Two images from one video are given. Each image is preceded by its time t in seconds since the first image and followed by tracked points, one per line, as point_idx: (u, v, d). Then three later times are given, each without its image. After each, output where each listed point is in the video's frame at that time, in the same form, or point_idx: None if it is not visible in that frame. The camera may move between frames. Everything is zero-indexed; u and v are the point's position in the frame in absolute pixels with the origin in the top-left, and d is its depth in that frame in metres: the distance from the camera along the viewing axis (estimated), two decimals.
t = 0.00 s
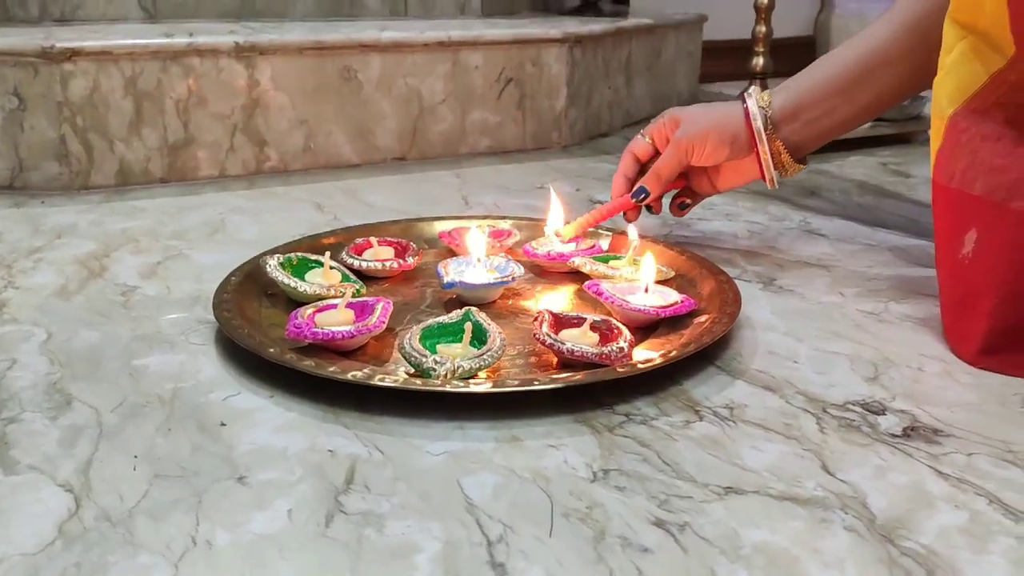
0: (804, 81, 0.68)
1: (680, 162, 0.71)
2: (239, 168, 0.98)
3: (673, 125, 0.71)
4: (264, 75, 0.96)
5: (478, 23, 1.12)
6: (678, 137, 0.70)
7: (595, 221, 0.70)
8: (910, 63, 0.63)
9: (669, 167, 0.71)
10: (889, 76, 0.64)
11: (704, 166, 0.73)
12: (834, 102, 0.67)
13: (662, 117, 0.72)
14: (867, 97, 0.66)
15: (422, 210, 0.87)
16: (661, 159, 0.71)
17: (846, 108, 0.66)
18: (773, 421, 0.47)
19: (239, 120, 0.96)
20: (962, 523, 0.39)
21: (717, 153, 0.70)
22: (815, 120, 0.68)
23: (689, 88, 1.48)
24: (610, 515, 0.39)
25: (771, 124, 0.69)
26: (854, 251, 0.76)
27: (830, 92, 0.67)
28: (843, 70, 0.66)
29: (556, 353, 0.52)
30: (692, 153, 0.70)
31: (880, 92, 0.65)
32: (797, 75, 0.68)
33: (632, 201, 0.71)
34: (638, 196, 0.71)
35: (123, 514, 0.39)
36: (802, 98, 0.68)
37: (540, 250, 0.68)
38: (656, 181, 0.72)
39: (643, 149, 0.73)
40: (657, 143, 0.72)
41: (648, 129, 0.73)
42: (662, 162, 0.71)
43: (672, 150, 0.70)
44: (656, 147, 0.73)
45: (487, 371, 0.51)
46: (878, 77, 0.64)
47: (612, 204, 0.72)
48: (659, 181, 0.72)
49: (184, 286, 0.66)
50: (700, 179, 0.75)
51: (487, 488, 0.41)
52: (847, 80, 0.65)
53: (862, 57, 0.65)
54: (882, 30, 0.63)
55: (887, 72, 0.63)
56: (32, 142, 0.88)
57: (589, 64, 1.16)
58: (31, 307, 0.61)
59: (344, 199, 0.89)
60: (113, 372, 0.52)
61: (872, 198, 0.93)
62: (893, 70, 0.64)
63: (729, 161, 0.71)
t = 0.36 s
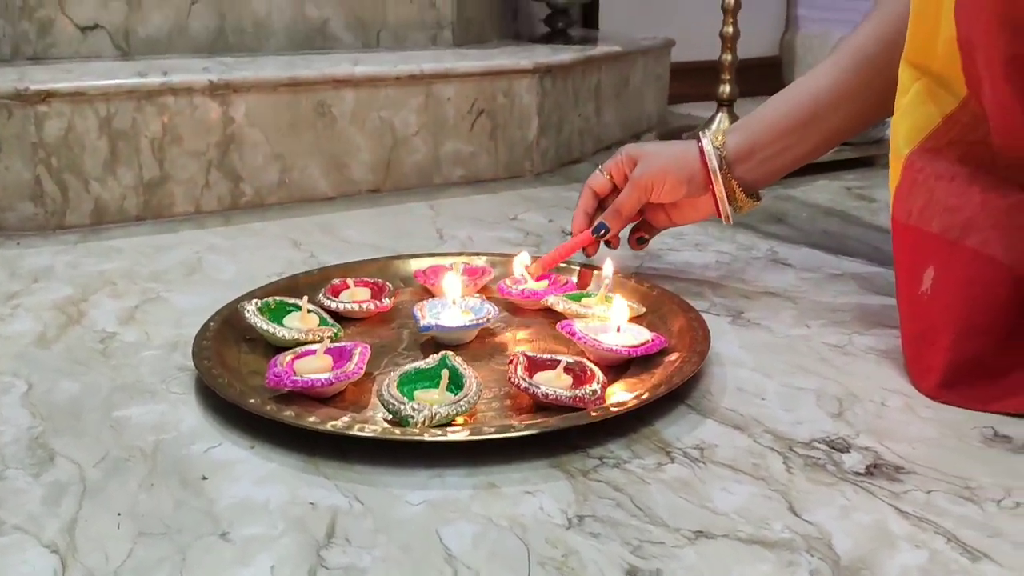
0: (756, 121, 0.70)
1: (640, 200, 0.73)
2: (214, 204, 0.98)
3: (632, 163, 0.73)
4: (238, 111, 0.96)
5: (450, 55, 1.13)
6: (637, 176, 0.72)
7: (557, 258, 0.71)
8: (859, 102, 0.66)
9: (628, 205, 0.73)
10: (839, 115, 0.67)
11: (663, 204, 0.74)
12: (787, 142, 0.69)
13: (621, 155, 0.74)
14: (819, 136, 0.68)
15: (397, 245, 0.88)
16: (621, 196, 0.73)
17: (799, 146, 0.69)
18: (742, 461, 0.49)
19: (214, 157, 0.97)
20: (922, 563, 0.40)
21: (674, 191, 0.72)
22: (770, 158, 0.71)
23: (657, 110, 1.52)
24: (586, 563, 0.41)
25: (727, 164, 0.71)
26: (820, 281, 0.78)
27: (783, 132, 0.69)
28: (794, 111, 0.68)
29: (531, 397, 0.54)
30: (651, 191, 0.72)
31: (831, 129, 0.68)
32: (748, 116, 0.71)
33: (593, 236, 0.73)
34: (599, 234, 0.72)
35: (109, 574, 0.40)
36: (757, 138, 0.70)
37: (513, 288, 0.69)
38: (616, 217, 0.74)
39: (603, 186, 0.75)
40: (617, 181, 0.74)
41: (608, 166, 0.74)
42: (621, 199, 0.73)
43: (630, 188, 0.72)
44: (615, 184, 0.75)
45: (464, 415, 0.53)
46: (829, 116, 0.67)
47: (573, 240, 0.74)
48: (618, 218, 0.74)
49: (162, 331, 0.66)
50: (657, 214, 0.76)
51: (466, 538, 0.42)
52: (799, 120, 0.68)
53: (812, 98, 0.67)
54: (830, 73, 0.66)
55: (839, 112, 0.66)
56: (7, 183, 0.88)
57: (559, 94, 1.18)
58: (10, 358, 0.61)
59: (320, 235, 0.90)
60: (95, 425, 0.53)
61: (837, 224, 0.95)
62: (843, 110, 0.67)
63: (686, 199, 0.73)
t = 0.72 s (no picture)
0: (707, 171, 0.73)
1: (597, 247, 0.76)
2: (186, 245, 1.00)
3: (589, 211, 0.76)
4: (210, 153, 0.98)
5: (421, 92, 1.16)
6: (594, 225, 0.74)
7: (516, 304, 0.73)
8: (806, 152, 0.70)
9: (586, 252, 0.75)
10: (786, 165, 0.71)
11: (619, 251, 0.77)
12: (738, 190, 0.72)
13: (579, 202, 0.77)
14: (768, 184, 0.72)
15: (366, 286, 0.90)
16: (579, 243, 0.76)
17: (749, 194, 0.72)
18: (689, 512, 0.51)
19: (186, 198, 0.98)
20: None
21: (630, 240, 0.75)
22: (720, 207, 0.73)
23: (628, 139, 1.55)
24: None
25: (682, 211, 0.73)
26: (776, 322, 0.80)
27: (734, 181, 0.72)
28: (744, 161, 0.72)
29: (488, 449, 0.55)
30: (608, 239, 0.75)
31: (780, 179, 0.71)
32: (698, 167, 0.74)
33: (552, 280, 0.75)
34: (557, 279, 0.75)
35: None
36: (709, 187, 0.73)
37: (476, 335, 0.71)
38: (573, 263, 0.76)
39: (561, 232, 0.77)
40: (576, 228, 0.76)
41: (566, 212, 0.77)
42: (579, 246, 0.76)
43: (588, 235, 0.75)
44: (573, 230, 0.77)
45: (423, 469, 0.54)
46: (779, 164, 0.71)
47: (532, 284, 0.76)
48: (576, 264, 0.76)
49: (131, 381, 0.68)
50: (614, 259, 0.78)
51: None
52: (750, 168, 0.71)
53: (761, 149, 0.71)
54: (779, 124, 0.70)
55: (788, 159, 0.70)
56: None
57: (527, 130, 1.21)
58: None
59: (290, 277, 0.92)
60: (63, 482, 0.54)
61: (797, 260, 0.98)
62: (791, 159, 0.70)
63: (640, 247, 0.76)
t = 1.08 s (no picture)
0: (663, 232, 0.76)
1: (556, 302, 0.78)
2: (162, 290, 1.01)
3: (549, 266, 0.79)
4: (185, 201, 1.00)
5: (393, 136, 1.18)
6: (554, 280, 0.77)
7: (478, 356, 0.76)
8: (756, 214, 0.72)
9: (546, 306, 0.78)
10: (737, 227, 0.73)
11: (578, 305, 0.80)
12: (692, 250, 0.75)
13: (539, 257, 0.80)
14: (721, 245, 0.74)
15: (337, 334, 0.91)
16: (539, 298, 0.78)
17: (703, 255, 0.75)
18: None
19: (161, 245, 1.00)
20: None
21: (588, 295, 0.78)
22: (675, 265, 0.76)
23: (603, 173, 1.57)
24: None
25: (637, 270, 0.76)
26: (734, 372, 0.82)
27: (687, 241, 0.75)
28: (697, 222, 0.74)
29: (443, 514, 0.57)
30: (567, 294, 0.78)
31: (732, 239, 0.74)
32: (655, 228, 0.77)
33: (512, 333, 0.77)
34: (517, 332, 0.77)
35: None
36: (663, 247, 0.76)
37: (439, 390, 0.73)
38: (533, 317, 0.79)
39: (522, 284, 0.80)
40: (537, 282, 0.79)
41: (527, 267, 0.80)
42: (539, 300, 0.78)
43: (548, 290, 0.77)
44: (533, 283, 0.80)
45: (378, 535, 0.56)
46: (731, 226, 0.73)
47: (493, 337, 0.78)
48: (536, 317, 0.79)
49: (99, 439, 0.69)
50: (573, 312, 0.81)
51: None
52: (702, 230, 0.74)
53: (713, 211, 0.74)
54: (728, 188, 0.73)
55: (738, 222, 0.73)
56: None
57: (500, 170, 1.23)
58: None
59: (263, 324, 0.94)
60: (27, 549, 0.55)
61: (760, 304, 1.00)
62: (743, 221, 0.73)
63: (598, 302, 0.78)
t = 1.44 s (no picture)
0: (638, 284, 0.79)
1: (535, 350, 0.82)
2: (155, 329, 1.03)
3: (529, 316, 0.82)
4: (178, 242, 1.02)
5: (385, 175, 1.21)
6: (533, 330, 0.81)
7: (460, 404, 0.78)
8: (722, 271, 0.74)
9: (526, 354, 0.81)
10: (709, 281, 0.75)
11: (557, 353, 0.83)
12: (662, 303, 0.78)
13: (519, 307, 0.83)
14: (691, 298, 0.76)
15: (325, 375, 0.93)
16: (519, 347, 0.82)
17: (671, 308, 0.77)
18: None
19: (154, 284, 1.02)
20: None
21: (566, 344, 0.81)
22: (650, 316, 0.79)
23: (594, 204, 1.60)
24: None
25: (612, 321, 0.79)
26: (712, 417, 0.84)
27: (661, 293, 0.77)
28: (670, 276, 0.77)
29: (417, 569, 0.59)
30: (545, 343, 0.81)
31: (706, 291, 0.76)
32: (632, 279, 0.80)
33: (493, 382, 0.80)
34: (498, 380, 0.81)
35: None
36: (639, 299, 0.78)
37: (420, 439, 0.75)
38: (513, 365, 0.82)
39: (503, 332, 0.84)
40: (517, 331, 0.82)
41: (507, 316, 0.83)
42: (519, 349, 0.82)
43: (527, 340, 0.81)
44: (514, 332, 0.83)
45: None
46: (698, 282, 0.75)
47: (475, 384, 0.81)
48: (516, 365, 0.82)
49: (89, 488, 0.71)
50: (552, 359, 0.84)
51: None
52: (672, 285, 0.76)
53: (686, 265, 0.76)
54: (700, 243, 0.75)
55: (705, 278, 0.75)
56: None
57: (490, 207, 1.26)
58: None
59: (253, 363, 0.96)
60: None
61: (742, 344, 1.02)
62: (711, 277, 0.75)
63: (575, 351, 0.82)
